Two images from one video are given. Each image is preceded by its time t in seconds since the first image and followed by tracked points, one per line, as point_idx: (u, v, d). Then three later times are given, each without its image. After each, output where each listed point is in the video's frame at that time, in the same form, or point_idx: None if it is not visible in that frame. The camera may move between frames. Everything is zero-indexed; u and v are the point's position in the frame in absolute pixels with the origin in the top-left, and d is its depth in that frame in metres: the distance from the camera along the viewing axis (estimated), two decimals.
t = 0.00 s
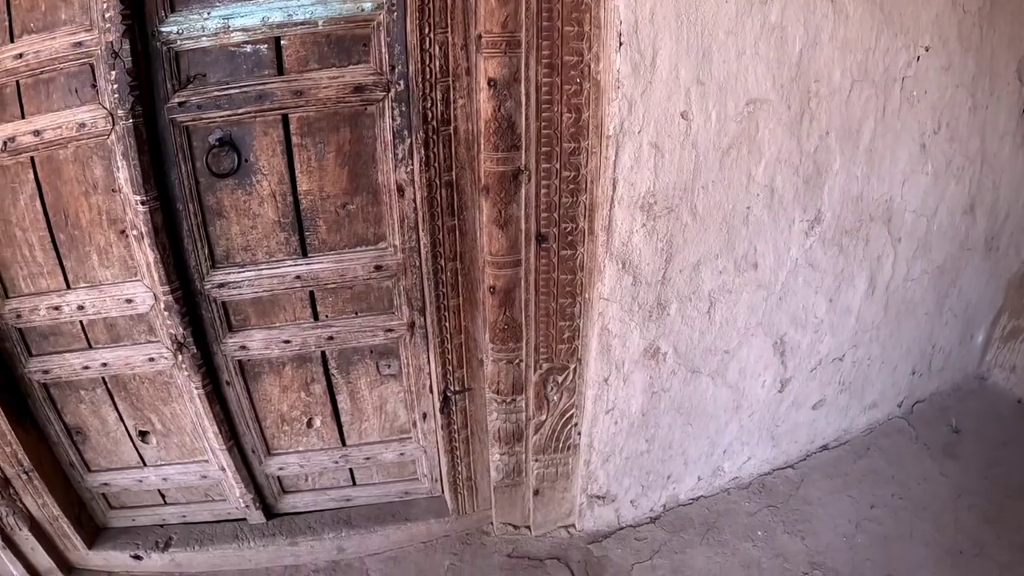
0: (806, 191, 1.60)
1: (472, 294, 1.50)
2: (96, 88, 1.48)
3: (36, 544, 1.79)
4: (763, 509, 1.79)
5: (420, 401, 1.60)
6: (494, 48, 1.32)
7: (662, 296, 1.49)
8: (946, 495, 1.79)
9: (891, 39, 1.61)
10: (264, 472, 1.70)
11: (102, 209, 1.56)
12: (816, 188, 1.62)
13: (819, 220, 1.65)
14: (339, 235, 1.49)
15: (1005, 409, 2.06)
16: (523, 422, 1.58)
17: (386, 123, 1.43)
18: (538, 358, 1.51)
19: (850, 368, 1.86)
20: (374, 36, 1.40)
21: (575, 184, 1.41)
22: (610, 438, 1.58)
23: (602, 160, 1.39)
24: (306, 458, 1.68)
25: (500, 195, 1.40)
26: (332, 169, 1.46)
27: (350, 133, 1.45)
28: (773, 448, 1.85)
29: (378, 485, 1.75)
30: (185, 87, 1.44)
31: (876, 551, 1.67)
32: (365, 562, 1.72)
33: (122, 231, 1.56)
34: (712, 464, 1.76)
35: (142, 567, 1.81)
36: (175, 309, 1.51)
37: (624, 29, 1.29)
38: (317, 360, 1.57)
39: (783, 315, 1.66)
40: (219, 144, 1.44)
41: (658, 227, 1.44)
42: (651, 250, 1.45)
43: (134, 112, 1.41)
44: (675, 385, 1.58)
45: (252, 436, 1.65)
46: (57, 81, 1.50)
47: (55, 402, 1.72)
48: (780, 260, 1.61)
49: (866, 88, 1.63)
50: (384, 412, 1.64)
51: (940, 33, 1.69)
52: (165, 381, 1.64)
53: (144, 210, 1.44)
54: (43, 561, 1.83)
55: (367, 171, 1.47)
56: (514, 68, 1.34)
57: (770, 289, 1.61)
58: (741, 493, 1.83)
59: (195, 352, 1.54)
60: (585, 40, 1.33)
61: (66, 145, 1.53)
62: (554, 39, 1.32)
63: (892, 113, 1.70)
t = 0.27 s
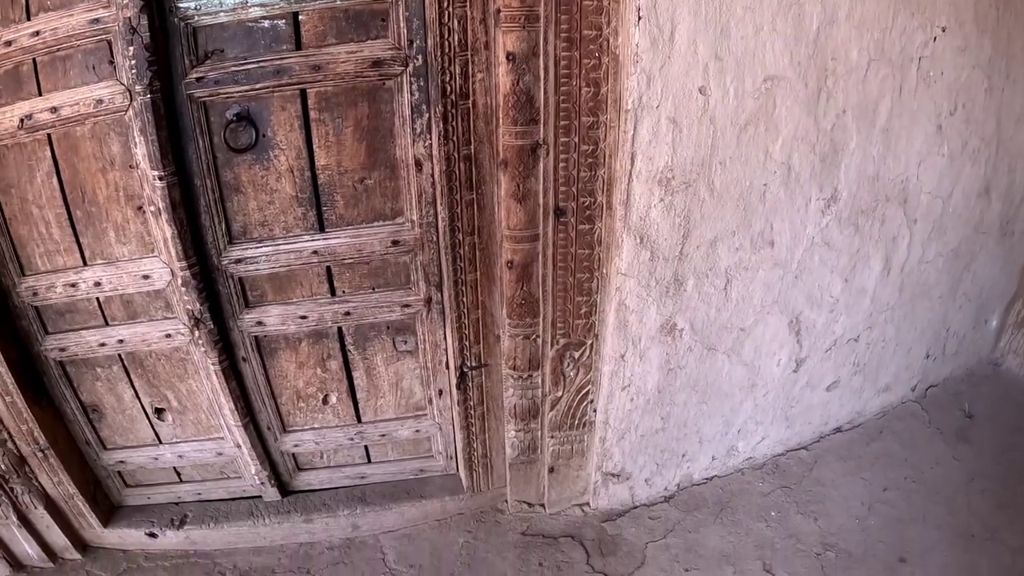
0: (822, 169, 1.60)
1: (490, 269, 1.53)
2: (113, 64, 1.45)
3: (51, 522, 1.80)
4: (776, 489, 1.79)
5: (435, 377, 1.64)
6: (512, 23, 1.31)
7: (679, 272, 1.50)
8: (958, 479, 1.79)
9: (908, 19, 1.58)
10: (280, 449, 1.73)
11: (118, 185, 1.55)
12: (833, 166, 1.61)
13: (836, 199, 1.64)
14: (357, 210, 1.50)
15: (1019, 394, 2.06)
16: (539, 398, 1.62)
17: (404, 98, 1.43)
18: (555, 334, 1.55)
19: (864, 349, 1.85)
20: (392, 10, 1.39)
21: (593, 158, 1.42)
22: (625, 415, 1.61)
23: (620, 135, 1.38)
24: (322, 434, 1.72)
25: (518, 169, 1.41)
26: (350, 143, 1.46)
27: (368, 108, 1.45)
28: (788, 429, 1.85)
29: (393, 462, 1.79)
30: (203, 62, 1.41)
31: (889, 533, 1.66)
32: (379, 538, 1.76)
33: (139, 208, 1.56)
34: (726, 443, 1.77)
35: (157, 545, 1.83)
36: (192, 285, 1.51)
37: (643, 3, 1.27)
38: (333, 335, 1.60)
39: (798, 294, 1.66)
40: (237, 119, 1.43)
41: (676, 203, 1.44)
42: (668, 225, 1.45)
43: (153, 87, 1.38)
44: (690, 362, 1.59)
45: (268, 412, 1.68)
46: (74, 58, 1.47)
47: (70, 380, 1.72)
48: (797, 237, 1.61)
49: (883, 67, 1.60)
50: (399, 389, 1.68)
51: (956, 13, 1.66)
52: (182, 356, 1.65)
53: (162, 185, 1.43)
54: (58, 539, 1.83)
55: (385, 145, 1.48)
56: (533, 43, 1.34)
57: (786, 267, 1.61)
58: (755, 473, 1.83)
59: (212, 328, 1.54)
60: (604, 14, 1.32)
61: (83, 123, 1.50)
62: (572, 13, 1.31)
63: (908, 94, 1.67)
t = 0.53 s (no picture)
0: (846, 163, 1.60)
1: (516, 256, 1.53)
2: (143, 46, 1.43)
3: (70, 504, 1.81)
4: (793, 484, 1.79)
5: (458, 364, 1.66)
6: (543, 11, 1.30)
7: (704, 263, 1.50)
8: (973, 479, 1.78)
9: (933, 15, 1.57)
10: (300, 434, 1.75)
11: (145, 168, 1.55)
12: (857, 161, 1.61)
13: (859, 194, 1.65)
14: (383, 196, 1.51)
15: None
16: (561, 387, 1.63)
17: (433, 84, 1.43)
18: (580, 322, 1.55)
19: (883, 345, 1.85)
20: None
21: (622, 148, 1.42)
22: (646, 406, 1.62)
23: (648, 125, 1.39)
24: (342, 420, 1.74)
25: (546, 157, 1.41)
26: (379, 129, 1.47)
27: (397, 94, 1.45)
28: (806, 424, 1.85)
29: (413, 449, 1.81)
30: (233, 46, 1.41)
31: (904, 531, 1.66)
32: (398, 524, 1.79)
33: (166, 190, 1.56)
34: (745, 436, 1.78)
35: (174, 528, 1.84)
36: (217, 268, 1.51)
37: None
38: (357, 321, 1.62)
39: (820, 288, 1.66)
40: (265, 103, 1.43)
41: (702, 193, 1.44)
42: (694, 216, 1.45)
43: (182, 69, 1.38)
44: (712, 354, 1.60)
45: (289, 397, 1.69)
46: (102, 40, 1.46)
47: (91, 361, 1.73)
48: (820, 231, 1.61)
49: (907, 63, 1.59)
50: (422, 375, 1.70)
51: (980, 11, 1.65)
52: (205, 339, 1.67)
53: (189, 167, 1.43)
54: (75, 521, 1.84)
55: (413, 131, 1.48)
56: (564, 32, 1.33)
57: (809, 261, 1.62)
58: (772, 467, 1.83)
59: (236, 311, 1.55)
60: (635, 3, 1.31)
61: (110, 105, 1.50)
62: (603, 3, 1.30)
63: (932, 90, 1.66)
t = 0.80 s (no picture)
0: (873, 165, 1.58)
1: (546, 250, 1.54)
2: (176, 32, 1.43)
3: (90, 487, 1.81)
4: (812, 484, 1.79)
5: (483, 356, 1.69)
6: (580, 4, 1.31)
7: (731, 260, 1.51)
8: (991, 485, 1.77)
9: (961, 19, 1.54)
10: (322, 422, 1.77)
11: (176, 153, 1.54)
12: (884, 162, 1.60)
13: (885, 195, 1.64)
14: (414, 186, 1.53)
15: None
16: (586, 380, 1.66)
17: (467, 76, 1.44)
18: (607, 316, 1.58)
19: (903, 348, 1.86)
20: None
21: (654, 143, 1.43)
22: (669, 401, 1.64)
23: (681, 121, 1.39)
24: (366, 409, 1.76)
25: (579, 151, 1.42)
26: (411, 120, 1.48)
27: (431, 85, 1.46)
28: (825, 424, 1.85)
29: (437, 440, 1.84)
30: (266, 34, 1.41)
31: (920, 533, 1.65)
32: (416, 515, 1.80)
33: (196, 175, 1.56)
34: (765, 435, 1.78)
35: (194, 514, 1.85)
36: (246, 254, 1.52)
37: None
38: (384, 311, 1.64)
39: (845, 289, 1.67)
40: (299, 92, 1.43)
41: (732, 189, 1.44)
42: (723, 213, 1.46)
43: (216, 56, 1.38)
44: (736, 351, 1.61)
45: (313, 385, 1.71)
46: (136, 25, 1.45)
47: (116, 345, 1.74)
48: (846, 231, 1.61)
49: (935, 66, 1.55)
50: (447, 366, 1.73)
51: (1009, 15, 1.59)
52: (231, 326, 1.68)
53: (221, 153, 1.44)
54: (94, 504, 1.85)
55: (445, 123, 1.49)
56: (599, 27, 1.33)
57: (834, 260, 1.62)
58: (791, 467, 1.84)
59: (264, 298, 1.56)
60: None
61: (143, 90, 1.49)
62: None
63: (959, 94, 1.63)
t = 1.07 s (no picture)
0: (900, 173, 1.57)
1: (577, 248, 1.56)
2: (215, 21, 1.44)
3: (110, 473, 1.82)
4: (829, 488, 1.80)
5: (509, 352, 1.71)
6: (619, 5, 1.32)
7: (759, 262, 1.52)
8: (1003, 494, 1.74)
9: (989, 30, 1.49)
10: (346, 413, 1.79)
11: (211, 141, 1.55)
12: (909, 170, 1.58)
13: (911, 202, 1.62)
14: (448, 180, 1.54)
15: None
16: (611, 378, 1.67)
17: (503, 73, 1.45)
18: (636, 314, 1.59)
19: (925, 354, 1.85)
20: None
21: (688, 145, 1.44)
22: (693, 401, 1.65)
23: (716, 123, 1.40)
24: (390, 402, 1.78)
25: (614, 150, 1.43)
26: (447, 115, 1.49)
27: (467, 81, 1.47)
28: (844, 429, 1.86)
29: (458, 435, 1.86)
30: (304, 26, 1.41)
31: (932, 539, 1.65)
32: (437, 508, 1.82)
33: (230, 164, 1.57)
34: (785, 438, 1.80)
35: (214, 502, 1.87)
36: (276, 245, 1.53)
37: None
38: (413, 304, 1.67)
39: (869, 295, 1.68)
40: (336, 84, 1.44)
41: (763, 192, 1.44)
42: (753, 216, 1.46)
43: (254, 46, 1.38)
44: (760, 352, 1.62)
45: (338, 376, 1.73)
46: (173, 13, 1.45)
47: (141, 332, 1.75)
48: (871, 237, 1.61)
49: (960, 77, 1.52)
50: (472, 360, 1.75)
51: None
52: (260, 315, 1.69)
53: (257, 143, 1.45)
54: (114, 490, 1.86)
55: (481, 119, 1.51)
56: (637, 28, 1.34)
57: (859, 266, 1.62)
58: (808, 471, 1.85)
59: (293, 288, 1.58)
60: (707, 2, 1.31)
61: (178, 78, 1.49)
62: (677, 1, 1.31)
63: (986, 104, 1.58)
